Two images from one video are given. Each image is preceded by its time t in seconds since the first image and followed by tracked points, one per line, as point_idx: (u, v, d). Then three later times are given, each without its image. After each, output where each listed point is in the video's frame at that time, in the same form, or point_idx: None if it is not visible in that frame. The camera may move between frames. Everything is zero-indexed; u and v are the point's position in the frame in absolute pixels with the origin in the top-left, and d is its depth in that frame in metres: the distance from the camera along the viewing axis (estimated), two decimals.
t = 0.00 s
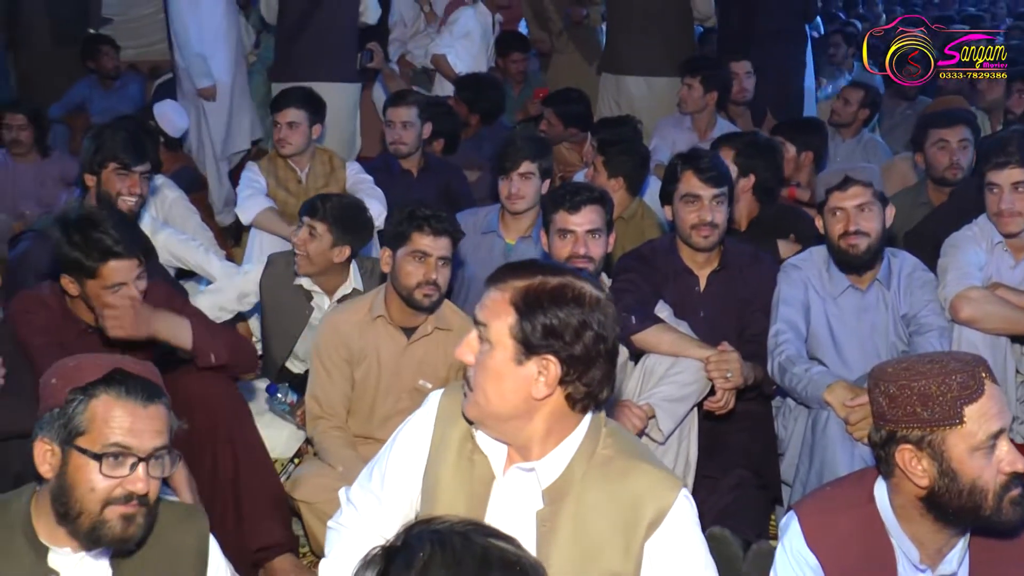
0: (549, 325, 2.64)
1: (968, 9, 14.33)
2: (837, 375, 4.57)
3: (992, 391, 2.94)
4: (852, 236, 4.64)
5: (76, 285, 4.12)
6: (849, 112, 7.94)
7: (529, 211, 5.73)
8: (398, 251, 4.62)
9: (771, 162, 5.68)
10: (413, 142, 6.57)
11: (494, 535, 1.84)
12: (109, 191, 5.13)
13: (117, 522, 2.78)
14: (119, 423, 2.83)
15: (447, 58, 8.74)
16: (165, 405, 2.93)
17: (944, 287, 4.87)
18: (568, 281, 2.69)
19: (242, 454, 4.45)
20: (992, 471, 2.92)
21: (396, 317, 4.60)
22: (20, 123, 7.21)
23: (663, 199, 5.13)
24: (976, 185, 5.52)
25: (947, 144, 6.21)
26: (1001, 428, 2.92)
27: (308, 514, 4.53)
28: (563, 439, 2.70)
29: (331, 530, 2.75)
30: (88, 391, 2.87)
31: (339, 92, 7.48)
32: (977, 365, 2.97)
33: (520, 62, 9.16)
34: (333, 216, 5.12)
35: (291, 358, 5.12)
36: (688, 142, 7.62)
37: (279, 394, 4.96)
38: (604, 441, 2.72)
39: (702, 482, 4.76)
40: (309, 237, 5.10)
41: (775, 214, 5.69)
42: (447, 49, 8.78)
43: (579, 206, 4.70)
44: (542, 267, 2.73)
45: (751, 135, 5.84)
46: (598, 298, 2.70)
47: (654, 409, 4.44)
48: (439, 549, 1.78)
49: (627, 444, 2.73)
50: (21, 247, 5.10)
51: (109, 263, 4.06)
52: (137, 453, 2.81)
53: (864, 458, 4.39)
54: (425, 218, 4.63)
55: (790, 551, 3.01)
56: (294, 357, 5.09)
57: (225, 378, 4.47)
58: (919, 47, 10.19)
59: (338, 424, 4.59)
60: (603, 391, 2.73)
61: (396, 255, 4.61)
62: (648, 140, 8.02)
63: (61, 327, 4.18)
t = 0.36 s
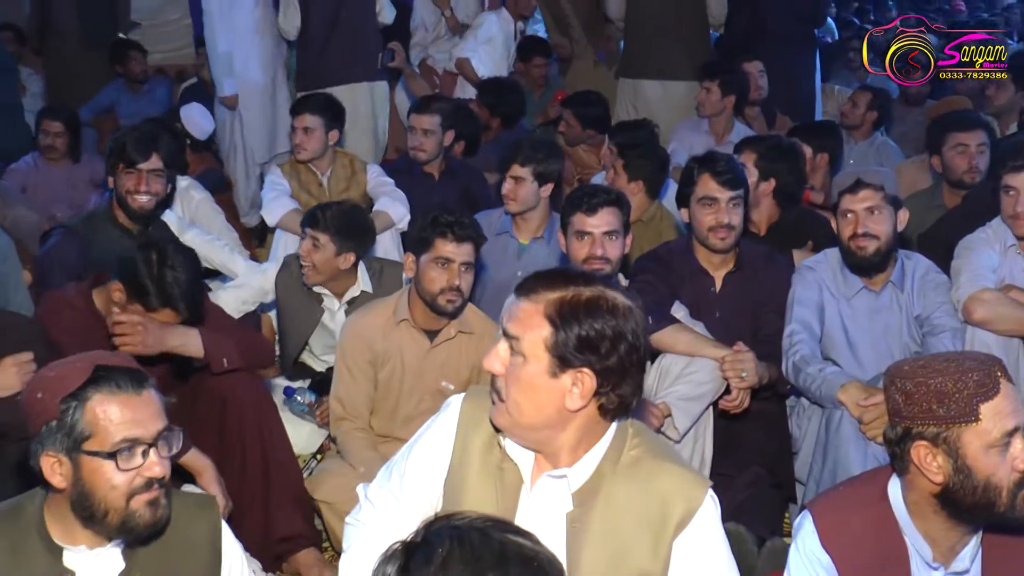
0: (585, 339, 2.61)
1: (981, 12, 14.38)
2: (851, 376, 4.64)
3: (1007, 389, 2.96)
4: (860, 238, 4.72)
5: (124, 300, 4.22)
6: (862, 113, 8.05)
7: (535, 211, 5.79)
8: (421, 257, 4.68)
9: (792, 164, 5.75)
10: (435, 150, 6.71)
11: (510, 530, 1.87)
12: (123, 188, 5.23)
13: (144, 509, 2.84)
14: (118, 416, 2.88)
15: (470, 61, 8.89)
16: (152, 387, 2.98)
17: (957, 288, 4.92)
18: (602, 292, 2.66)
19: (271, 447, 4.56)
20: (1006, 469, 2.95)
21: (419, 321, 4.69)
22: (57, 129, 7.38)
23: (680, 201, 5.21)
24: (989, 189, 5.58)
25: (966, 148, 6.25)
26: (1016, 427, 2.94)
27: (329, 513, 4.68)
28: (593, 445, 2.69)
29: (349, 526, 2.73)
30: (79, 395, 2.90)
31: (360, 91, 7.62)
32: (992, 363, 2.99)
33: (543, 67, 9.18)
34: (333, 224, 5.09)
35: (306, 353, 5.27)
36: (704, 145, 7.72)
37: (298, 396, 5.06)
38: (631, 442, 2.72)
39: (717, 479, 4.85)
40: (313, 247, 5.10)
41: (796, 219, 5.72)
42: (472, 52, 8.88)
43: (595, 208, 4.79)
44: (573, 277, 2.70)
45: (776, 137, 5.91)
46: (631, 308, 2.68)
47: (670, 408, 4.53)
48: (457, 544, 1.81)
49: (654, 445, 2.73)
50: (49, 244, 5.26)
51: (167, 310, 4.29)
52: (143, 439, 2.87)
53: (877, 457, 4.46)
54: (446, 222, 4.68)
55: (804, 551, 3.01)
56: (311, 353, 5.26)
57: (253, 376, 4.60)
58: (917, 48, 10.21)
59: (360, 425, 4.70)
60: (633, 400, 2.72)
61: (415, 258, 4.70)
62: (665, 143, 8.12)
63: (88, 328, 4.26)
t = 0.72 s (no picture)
0: (606, 353, 2.57)
1: (996, 16, 14.43)
2: (864, 375, 4.74)
3: None
4: (878, 240, 4.81)
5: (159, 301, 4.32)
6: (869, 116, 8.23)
7: (551, 214, 5.89)
8: (438, 257, 4.79)
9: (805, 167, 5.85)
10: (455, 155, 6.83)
11: (517, 524, 1.97)
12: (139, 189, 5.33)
13: (153, 495, 2.85)
14: (116, 409, 2.86)
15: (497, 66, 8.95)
16: (144, 378, 2.97)
17: (969, 289, 5.01)
18: (621, 303, 2.62)
19: (297, 447, 4.69)
20: None
21: (439, 320, 4.81)
22: (89, 128, 7.53)
23: (697, 203, 5.30)
24: (1003, 193, 5.67)
25: (983, 152, 6.35)
26: None
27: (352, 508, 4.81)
28: (613, 450, 2.68)
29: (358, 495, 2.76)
30: (75, 394, 2.88)
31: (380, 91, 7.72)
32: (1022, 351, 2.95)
33: (572, 75, 9.55)
34: (339, 265, 5.15)
35: (331, 353, 5.34)
36: (719, 148, 7.82)
37: (322, 394, 5.16)
38: (651, 442, 2.72)
39: (732, 477, 4.95)
40: (329, 288, 5.20)
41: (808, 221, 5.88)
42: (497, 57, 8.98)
43: (615, 211, 4.88)
44: (591, 287, 2.66)
45: (791, 141, 5.98)
46: (650, 317, 2.64)
47: (687, 407, 4.61)
48: (466, 542, 1.91)
49: (674, 444, 2.73)
50: (77, 238, 5.43)
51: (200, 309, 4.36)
52: (143, 428, 2.86)
53: (890, 455, 4.52)
54: (465, 223, 4.78)
55: (819, 543, 2.95)
56: (336, 353, 5.33)
57: (282, 379, 4.71)
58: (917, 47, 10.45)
59: (383, 421, 4.80)
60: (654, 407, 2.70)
61: (435, 259, 4.81)
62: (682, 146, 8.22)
63: (125, 324, 4.38)
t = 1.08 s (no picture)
0: (640, 361, 2.64)
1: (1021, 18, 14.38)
2: (887, 376, 4.79)
3: None
4: (904, 242, 4.84)
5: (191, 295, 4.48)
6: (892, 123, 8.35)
7: (580, 219, 5.96)
8: (463, 256, 4.86)
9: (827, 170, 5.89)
10: (481, 159, 6.97)
11: (540, 522, 1.95)
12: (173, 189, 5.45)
13: (159, 505, 2.78)
14: (120, 419, 2.79)
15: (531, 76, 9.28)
16: (149, 385, 2.88)
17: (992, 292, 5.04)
18: (653, 310, 2.69)
19: (331, 446, 4.77)
20: None
21: (465, 319, 4.87)
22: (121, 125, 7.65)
23: (722, 205, 5.35)
24: None
25: (1003, 155, 6.37)
26: None
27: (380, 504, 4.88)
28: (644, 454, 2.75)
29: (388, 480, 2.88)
30: (77, 406, 2.82)
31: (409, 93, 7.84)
32: None
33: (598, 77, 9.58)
34: (373, 258, 5.23)
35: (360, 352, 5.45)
36: (743, 151, 7.87)
37: (352, 392, 5.30)
38: (680, 445, 2.78)
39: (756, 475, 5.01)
40: (361, 277, 5.28)
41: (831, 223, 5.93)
42: (538, 70, 9.35)
43: (650, 215, 4.86)
44: (622, 295, 2.72)
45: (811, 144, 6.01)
46: (681, 325, 2.71)
47: (710, 406, 4.67)
48: (488, 541, 1.89)
49: (702, 446, 2.80)
50: (112, 236, 5.53)
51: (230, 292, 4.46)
52: (147, 438, 2.79)
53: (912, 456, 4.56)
54: (489, 223, 4.85)
55: (851, 533, 2.93)
56: (365, 352, 5.43)
57: (319, 374, 4.82)
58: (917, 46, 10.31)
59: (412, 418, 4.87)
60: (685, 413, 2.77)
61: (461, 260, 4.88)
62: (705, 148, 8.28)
63: (164, 320, 4.56)
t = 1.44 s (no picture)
0: (665, 361, 2.72)
1: None
2: (905, 377, 4.86)
3: None
4: (938, 244, 4.86)
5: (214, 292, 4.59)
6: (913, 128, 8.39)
7: (603, 220, 6.00)
8: (486, 257, 4.91)
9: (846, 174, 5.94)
10: (501, 162, 7.06)
11: (566, 520, 1.89)
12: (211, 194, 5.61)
13: (183, 506, 2.75)
14: (141, 421, 2.77)
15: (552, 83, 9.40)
16: (170, 387, 2.86)
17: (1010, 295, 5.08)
18: (678, 311, 2.76)
19: (352, 442, 4.83)
20: None
21: (487, 318, 4.95)
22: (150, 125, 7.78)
23: (742, 208, 5.41)
24: None
25: (1014, 158, 6.39)
26: None
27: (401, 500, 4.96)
28: (665, 452, 2.82)
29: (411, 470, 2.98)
30: (98, 409, 2.80)
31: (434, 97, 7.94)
32: None
33: (621, 80, 9.69)
34: (404, 235, 5.33)
35: (385, 349, 5.58)
36: (762, 155, 7.93)
37: (374, 386, 5.43)
38: (700, 443, 2.85)
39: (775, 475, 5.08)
40: (392, 256, 5.39)
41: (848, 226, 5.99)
42: (557, 74, 9.46)
43: (672, 217, 4.93)
44: (646, 295, 2.79)
45: (830, 148, 6.06)
46: (705, 325, 2.78)
47: (731, 406, 4.76)
48: (512, 538, 1.83)
49: (722, 445, 2.87)
50: (146, 237, 5.64)
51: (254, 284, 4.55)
52: (168, 439, 2.76)
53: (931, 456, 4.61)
54: (511, 223, 4.90)
55: (876, 526, 2.99)
56: (389, 349, 5.57)
57: (340, 371, 4.89)
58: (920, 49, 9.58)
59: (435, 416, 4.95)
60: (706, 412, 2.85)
61: (483, 261, 4.94)
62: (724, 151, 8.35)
63: (191, 320, 4.68)
